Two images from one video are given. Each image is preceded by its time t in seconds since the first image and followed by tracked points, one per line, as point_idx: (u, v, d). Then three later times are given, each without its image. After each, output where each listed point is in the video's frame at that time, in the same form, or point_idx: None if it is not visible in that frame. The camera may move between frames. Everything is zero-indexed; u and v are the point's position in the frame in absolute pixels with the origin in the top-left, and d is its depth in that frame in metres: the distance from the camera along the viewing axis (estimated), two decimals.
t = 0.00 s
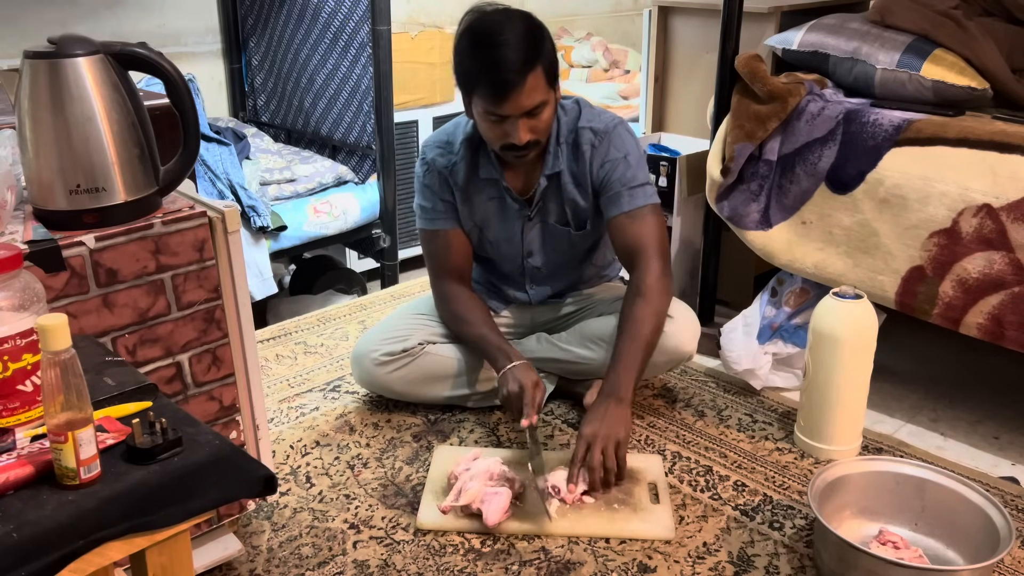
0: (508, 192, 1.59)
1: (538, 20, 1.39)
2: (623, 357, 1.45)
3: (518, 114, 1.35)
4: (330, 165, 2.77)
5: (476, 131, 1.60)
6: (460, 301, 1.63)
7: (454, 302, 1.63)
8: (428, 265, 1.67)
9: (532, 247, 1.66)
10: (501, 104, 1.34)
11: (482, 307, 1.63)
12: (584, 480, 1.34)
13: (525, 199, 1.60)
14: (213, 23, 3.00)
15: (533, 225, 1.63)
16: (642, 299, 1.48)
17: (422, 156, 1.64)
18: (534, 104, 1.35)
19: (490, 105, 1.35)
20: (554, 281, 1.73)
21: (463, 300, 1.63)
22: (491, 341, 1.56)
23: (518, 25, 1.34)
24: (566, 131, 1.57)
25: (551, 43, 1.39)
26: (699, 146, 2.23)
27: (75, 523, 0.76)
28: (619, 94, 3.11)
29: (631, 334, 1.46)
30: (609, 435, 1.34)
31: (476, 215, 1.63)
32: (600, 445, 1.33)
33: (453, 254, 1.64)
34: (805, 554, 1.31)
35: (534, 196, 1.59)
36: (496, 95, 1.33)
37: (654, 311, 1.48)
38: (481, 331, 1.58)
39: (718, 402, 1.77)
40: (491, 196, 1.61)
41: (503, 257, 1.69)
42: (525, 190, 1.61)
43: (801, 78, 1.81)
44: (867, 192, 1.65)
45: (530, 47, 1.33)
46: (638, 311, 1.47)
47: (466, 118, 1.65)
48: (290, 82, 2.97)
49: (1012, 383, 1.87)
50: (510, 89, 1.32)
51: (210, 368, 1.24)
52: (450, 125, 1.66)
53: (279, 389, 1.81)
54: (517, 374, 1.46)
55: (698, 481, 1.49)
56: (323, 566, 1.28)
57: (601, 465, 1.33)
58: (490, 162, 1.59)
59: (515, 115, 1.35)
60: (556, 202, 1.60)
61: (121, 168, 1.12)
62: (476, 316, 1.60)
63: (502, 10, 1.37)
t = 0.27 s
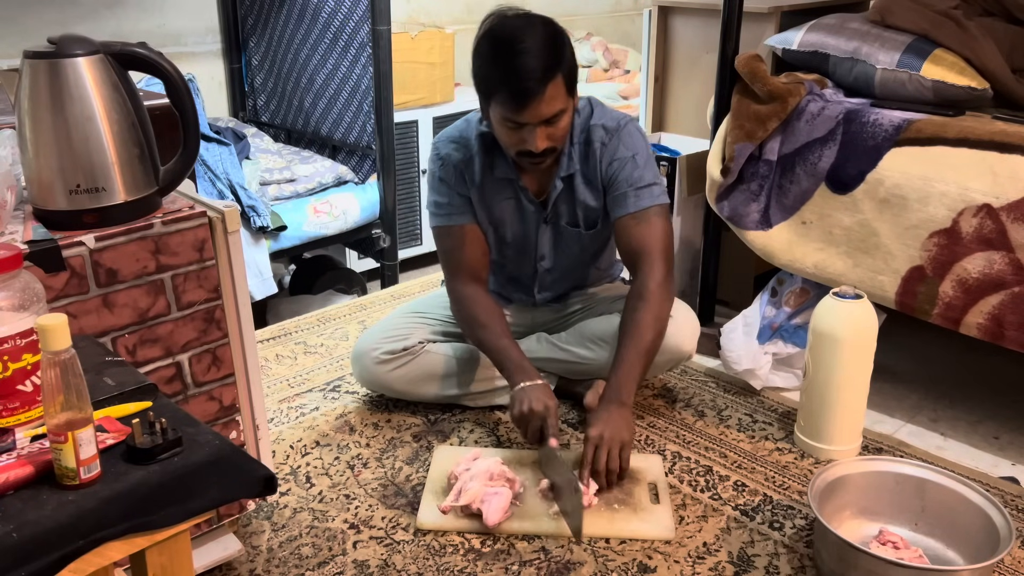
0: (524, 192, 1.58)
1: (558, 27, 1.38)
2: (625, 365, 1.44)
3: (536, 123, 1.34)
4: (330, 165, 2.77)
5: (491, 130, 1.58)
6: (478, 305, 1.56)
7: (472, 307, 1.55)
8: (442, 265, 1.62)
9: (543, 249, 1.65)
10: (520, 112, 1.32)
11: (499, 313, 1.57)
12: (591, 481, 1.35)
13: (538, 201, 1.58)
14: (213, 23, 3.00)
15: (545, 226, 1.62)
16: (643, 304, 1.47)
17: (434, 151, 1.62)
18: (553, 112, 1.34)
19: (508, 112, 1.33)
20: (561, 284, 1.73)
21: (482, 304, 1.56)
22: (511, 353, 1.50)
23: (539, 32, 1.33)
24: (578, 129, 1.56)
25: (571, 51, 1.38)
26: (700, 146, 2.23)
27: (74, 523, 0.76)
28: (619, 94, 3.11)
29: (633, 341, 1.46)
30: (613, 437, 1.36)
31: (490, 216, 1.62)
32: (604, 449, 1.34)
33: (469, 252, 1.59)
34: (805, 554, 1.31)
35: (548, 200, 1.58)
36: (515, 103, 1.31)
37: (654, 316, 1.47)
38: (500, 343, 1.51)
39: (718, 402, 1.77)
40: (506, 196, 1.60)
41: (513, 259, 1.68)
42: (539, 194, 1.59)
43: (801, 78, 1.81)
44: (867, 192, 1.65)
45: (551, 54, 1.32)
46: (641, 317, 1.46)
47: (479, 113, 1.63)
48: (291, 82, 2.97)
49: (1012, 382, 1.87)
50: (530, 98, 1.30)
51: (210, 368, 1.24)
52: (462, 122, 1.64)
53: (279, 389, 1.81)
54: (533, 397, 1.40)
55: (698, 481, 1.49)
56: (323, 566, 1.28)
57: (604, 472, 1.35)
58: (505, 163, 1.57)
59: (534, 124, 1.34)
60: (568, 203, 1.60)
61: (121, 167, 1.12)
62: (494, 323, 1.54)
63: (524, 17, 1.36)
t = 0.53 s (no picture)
0: (536, 186, 1.58)
1: (585, 24, 1.37)
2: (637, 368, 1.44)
3: (557, 117, 1.34)
4: (330, 165, 2.77)
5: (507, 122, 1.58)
6: (462, 291, 1.58)
7: (456, 292, 1.58)
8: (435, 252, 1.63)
9: (552, 247, 1.64)
10: (542, 106, 1.32)
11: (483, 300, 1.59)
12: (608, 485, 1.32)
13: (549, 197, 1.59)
14: (213, 23, 3.00)
15: (555, 223, 1.62)
16: (652, 304, 1.48)
17: (448, 139, 1.61)
18: (575, 107, 1.33)
19: (530, 105, 1.33)
20: (565, 284, 1.73)
21: (466, 290, 1.59)
22: (492, 340, 1.53)
23: (566, 28, 1.33)
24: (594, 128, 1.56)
25: (597, 49, 1.38)
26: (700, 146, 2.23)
27: (74, 523, 0.76)
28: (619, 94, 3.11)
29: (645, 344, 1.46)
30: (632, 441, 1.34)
31: (500, 209, 1.61)
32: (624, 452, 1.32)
33: (461, 242, 1.61)
34: (805, 554, 1.31)
35: (561, 195, 1.58)
36: (538, 96, 1.31)
37: (664, 317, 1.47)
38: (483, 328, 1.54)
39: (718, 402, 1.77)
40: (517, 190, 1.59)
41: (521, 255, 1.68)
42: (553, 189, 1.60)
43: (801, 78, 1.81)
44: (867, 192, 1.65)
45: (577, 51, 1.32)
46: (648, 318, 1.47)
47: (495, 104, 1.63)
48: (291, 82, 2.97)
49: (1012, 382, 1.87)
50: (554, 91, 1.30)
51: (210, 368, 1.24)
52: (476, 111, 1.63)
53: (279, 389, 1.81)
54: (513, 381, 1.43)
55: (698, 481, 1.49)
56: (323, 566, 1.28)
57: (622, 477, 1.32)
58: (519, 155, 1.56)
59: (554, 118, 1.34)
60: (579, 201, 1.60)
61: (121, 168, 1.12)
62: (477, 309, 1.57)
63: (553, 12, 1.35)
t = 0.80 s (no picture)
0: (532, 186, 1.58)
1: (581, 23, 1.38)
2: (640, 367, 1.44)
3: (552, 114, 1.33)
4: (330, 165, 2.77)
5: (503, 123, 1.58)
6: (455, 291, 1.58)
7: (450, 293, 1.58)
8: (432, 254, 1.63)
9: (550, 246, 1.64)
10: (537, 102, 1.32)
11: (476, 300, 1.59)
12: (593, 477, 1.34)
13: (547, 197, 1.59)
14: (213, 23, 3.00)
15: (553, 223, 1.62)
16: (654, 304, 1.47)
17: (445, 142, 1.62)
18: (570, 103, 1.33)
19: (525, 101, 1.33)
20: (565, 284, 1.73)
21: (460, 291, 1.58)
22: (483, 338, 1.53)
23: (560, 25, 1.33)
24: (592, 128, 1.55)
25: (591, 47, 1.38)
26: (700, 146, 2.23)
27: (75, 523, 0.76)
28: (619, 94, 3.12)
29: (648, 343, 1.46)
30: (631, 437, 1.36)
31: (498, 208, 1.61)
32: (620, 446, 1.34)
33: (459, 242, 1.60)
34: (805, 554, 1.31)
35: (558, 194, 1.58)
36: (533, 92, 1.31)
37: (666, 316, 1.47)
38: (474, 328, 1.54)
39: (718, 402, 1.77)
40: (515, 191, 1.59)
41: (520, 255, 1.68)
42: (550, 188, 1.60)
43: (801, 78, 1.81)
44: (867, 192, 1.65)
45: (572, 47, 1.32)
46: (650, 317, 1.47)
47: (492, 105, 1.63)
48: (290, 82, 2.97)
49: (1012, 383, 1.87)
50: (547, 86, 1.30)
51: (210, 368, 1.24)
52: (473, 113, 1.63)
53: (279, 389, 1.81)
54: (498, 378, 1.44)
55: (698, 481, 1.49)
56: (323, 566, 1.28)
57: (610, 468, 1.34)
58: (515, 157, 1.57)
59: (550, 115, 1.34)
60: (577, 200, 1.59)
61: (121, 167, 1.12)
62: (470, 310, 1.57)
63: (547, 9, 1.36)
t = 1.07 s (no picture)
0: (528, 187, 1.58)
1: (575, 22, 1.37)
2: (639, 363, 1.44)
3: (547, 114, 1.34)
4: (330, 165, 2.77)
5: (498, 124, 1.58)
6: (462, 288, 1.59)
7: (457, 291, 1.59)
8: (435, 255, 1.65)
9: (548, 244, 1.64)
10: (531, 103, 1.32)
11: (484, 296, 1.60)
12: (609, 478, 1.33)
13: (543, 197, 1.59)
14: (213, 23, 3.00)
15: (550, 221, 1.62)
16: (650, 299, 1.47)
17: (441, 144, 1.62)
18: (565, 103, 1.34)
19: (519, 102, 1.33)
20: (564, 282, 1.73)
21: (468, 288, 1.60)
22: (494, 329, 1.53)
23: (553, 25, 1.33)
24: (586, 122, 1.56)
25: (586, 46, 1.37)
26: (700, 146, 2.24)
27: (75, 523, 0.76)
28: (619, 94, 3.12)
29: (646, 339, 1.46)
30: (638, 436, 1.35)
31: (495, 209, 1.61)
32: (631, 446, 1.34)
33: (459, 242, 1.61)
34: (805, 554, 1.31)
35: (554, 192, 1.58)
36: (527, 94, 1.31)
37: (662, 310, 1.47)
38: (486, 320, 1.55)
39: (718, 402, 1.77)
40: (511, 192, 1.59)
41: (518, 254, 1.68)
42: (546, 187, 1.60)
43: (800, 78, 1.81)
44: (867, 192, 1.65)
45: (565, 48, 1.32)
46: (647, 312, 1.47)
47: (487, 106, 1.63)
48: (290, 82, 2.97)
49: (1012, 383, 1.87)
50: (542, 87, 1.30)
51: (210, 368, 1.24)
52: (468, 115, 1.64)
53: (279, 389, 1.81)
54: (519, 363, 1.43)
55: (698, 481, 1.49)
56: (324, 566, 1.28)
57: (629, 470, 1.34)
58: (510, 158, 1.57)
59: (544, 115, 1.34)
60: (574, 197, 1.59)
61: (121, 167, 1.12)
62: (480, 305, 1.57)
63: (541, 10, 1.35)
